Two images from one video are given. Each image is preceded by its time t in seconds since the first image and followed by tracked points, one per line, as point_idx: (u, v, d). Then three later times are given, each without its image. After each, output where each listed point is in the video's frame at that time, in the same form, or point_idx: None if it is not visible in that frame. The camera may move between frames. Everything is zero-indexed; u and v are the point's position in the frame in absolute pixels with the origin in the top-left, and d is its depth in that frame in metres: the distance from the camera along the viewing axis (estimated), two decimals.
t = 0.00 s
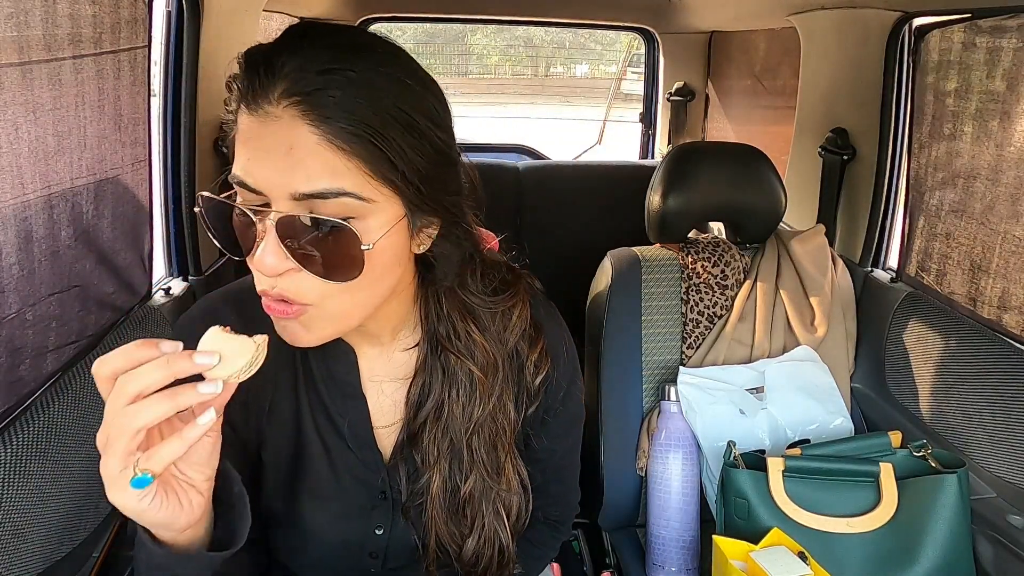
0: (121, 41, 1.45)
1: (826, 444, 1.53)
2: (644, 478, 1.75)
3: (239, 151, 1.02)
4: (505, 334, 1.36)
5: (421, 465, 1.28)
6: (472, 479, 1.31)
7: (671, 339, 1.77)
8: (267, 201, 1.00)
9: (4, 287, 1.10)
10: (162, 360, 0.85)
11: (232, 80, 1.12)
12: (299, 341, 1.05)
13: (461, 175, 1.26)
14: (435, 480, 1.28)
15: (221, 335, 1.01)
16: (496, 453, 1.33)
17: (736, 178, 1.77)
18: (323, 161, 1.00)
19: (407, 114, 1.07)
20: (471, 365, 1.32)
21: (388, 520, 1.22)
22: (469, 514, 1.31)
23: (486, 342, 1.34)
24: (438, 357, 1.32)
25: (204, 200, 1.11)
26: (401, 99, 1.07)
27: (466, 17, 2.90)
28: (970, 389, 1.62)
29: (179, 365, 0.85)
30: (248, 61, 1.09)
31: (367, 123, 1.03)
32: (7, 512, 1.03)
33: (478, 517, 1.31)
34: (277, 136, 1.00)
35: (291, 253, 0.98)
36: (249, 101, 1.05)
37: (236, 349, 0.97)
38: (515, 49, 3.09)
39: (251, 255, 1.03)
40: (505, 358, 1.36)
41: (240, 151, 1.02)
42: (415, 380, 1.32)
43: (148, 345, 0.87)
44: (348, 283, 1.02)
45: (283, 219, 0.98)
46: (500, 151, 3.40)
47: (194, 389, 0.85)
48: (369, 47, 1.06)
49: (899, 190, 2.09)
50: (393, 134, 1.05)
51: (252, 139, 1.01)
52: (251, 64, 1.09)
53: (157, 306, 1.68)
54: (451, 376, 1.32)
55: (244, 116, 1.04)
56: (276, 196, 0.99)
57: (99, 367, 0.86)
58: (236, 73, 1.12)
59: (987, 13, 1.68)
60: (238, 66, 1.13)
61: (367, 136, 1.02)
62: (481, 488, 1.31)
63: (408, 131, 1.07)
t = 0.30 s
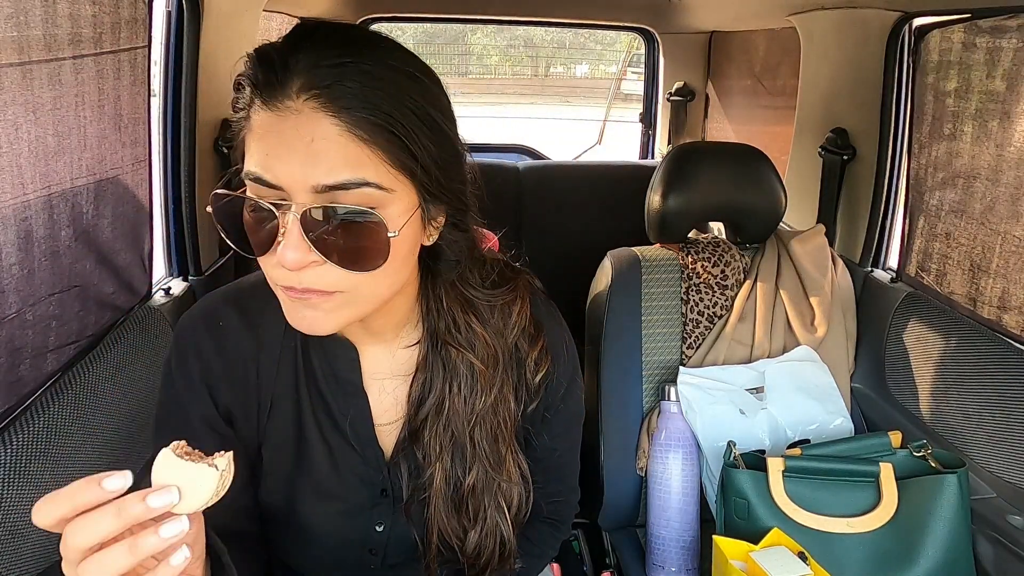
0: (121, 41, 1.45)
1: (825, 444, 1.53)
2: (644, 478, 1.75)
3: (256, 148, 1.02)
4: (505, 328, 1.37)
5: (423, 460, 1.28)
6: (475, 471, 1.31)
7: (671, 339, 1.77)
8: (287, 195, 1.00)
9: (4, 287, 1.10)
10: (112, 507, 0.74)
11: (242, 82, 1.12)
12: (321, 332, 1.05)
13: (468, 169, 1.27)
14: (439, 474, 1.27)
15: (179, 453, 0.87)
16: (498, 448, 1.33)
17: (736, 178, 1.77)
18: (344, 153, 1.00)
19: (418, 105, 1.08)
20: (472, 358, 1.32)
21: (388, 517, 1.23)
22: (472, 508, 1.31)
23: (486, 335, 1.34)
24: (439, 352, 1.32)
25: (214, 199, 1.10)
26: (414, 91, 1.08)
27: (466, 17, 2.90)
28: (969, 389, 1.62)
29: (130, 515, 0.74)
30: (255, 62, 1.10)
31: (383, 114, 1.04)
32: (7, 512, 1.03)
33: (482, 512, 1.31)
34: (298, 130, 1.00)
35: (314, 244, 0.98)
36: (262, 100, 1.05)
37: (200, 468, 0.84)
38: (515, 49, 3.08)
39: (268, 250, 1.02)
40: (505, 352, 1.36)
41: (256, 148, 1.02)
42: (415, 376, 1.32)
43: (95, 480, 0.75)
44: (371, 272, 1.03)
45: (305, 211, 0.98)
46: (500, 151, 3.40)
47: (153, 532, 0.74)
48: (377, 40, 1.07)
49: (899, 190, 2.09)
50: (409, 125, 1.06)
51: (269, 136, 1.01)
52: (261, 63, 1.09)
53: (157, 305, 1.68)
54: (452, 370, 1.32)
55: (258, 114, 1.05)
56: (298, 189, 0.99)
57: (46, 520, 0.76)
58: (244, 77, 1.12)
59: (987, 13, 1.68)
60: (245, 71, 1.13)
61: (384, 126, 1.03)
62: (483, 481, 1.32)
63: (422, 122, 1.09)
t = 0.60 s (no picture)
0: (121, 41, 1.45)
1: (825, 444, 1.53)
2: (644, 478, 1.75)
3: (263, 146, 1.02)
4: (506, 326, 1.36)
5: (424, 458, 1.27)
6: (476, 468, 1.31)
7: (671, 339, 1.77)
8: (293, 195, 1.00)
9: (4, 287, 1.10)
10: (115, 524, 0.74)
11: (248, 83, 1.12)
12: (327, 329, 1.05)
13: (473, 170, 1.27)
14: (440, 472, 1.27)
15: (184, 469, 0.86)
16: (499, 447, 1.33)
17: (736, 178, 1.77)
18: (353, 153, 1.00)
19: (423, 104, 1.08)
20: (473, 356, 1.32)
21: (389, 515, 1.23)
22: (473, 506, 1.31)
23: (488, 333, 1.34)
24: (440, 350, 1.32)
25: (219, 196, 1.10)
26: (420, 90, 1.08)
27: (466, 17, 2.91)
28: (970, 389, 1.62)
29: (134, 532, 0.74)
30: (261, 62, 1.10)
31: (390, 114, 1.03)
32: (7, 512, 1.03)
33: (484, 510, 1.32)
34: (307, 129, 1.00)
35: (322, 242, 0.98)
36: (269, 99, 1.05)
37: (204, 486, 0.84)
38: (515, 49, 3.08)
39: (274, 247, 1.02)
40: (506, 352, 1.36)
41: (263, 146, 1.02)
42: (417, 375, 1.32)
43: (99, 498, 0.76)
44: (377, 270, 1.03)
45: (313, 209, 0.98)
46: (500, 151, 3.40)
47: (157, 550, 0.75)
48: (381, 39, 1.07)
49: (899, 190, 2.09)
50: (416, 124, 1.06)
51: (277, 134, 1.01)
52: (267, 64, 1.09)
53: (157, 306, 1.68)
54: (453, 369, 1.31)
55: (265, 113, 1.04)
56: (304, 189, 0.99)
57: (52, 535, 0.76)
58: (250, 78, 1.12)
59: (987, 13, 1.68)
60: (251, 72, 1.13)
61: (391, 126, 1.03)
62: (484, 479, 1.32)
63: (428, 122, 1.09)
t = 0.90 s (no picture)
0: (121, 41, 1.45)
1: (826, 444, 1.53)
2: (644, 477, 1.75)
3: (304, 176, 0.99)
4: (503, 317, 1.35)
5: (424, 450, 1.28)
6: (474, 459, 1.30)
7: (671, 339, 1.77)
8: (343, 221, 0.99)
9: (4, 287, 1.10)
10: (132, 528, 0.74)
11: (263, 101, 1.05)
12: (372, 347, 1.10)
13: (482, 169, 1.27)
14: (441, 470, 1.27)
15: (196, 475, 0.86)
16: (497, 441, 1.32)
17: (737, 178, 1.77)
18: (401, 177, 0.99)
19: (456, 113, 1.07)
20: (472, 345, 1.31)
21: (389, 509, 1.23)
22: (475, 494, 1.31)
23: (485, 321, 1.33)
24: (438, 339, 1.31)
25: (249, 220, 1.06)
26: (451, 100, 1.06)
27: (467, 17, 2.91)
28: (970, 390, 1.62)
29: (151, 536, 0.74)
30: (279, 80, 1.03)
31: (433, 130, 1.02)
32: (7, 512, 1.03)
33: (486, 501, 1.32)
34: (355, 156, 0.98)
35: (381, 268, 1.00)
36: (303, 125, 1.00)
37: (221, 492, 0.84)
38: (515, 49, 3.08)
39: (325, 276, 1.01)
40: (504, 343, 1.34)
41: (306, 175, 0.99)
42: (416, 366, 1.32)
43: (117, 501, 0.76)
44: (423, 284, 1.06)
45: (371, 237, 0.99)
46: (500, 151, 3.40)
47: (173, 553, 0.75)
48: (408, 54, 1.03)
49: (899, 190, 2.08)
50: (455, 139, 1.05)
51: (318, 163, 0.99)
52: (288, 91, 1.02)
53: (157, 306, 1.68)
54: (451, 360, 1.31)
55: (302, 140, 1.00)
56: (358, 216, 0.98)
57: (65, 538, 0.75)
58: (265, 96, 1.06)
59: (987, 13, 1.68)
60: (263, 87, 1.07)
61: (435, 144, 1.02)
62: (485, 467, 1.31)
63: (462, 133, 1.08)
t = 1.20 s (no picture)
0: (121, 41, 1.45)
1: (826, 444, 1.53)
2: (644, 477, 1.75)
3: (402, 232, 1.03)
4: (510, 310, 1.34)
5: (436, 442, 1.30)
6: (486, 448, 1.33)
7: (671, 339, 1.77)
8: (435, 266, 1.05)
9: (4, 287, 1.10)
10: (257, 565, 0.95)
11: (330, 160, 1.03)
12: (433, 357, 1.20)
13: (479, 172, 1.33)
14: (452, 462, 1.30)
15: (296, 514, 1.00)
16: (505, 432, 1.34)
17: (736, 178, 1.77)
18: (483, 218, 1.09)
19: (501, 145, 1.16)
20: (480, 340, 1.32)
21: (396, 501, 1.26)
22: (484, 480, 1.33)
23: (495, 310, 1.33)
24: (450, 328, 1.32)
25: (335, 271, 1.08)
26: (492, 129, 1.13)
27: (467, 17, 2.92)
28: (969, 390, 1.62)
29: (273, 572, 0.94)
30: (353, 139, 1.01)
31: (499, 171, 1.11)
32: (7, 512, 1.03)
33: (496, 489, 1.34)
34: (451, 209, 1.04)
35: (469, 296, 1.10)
36: (395, 188, 1.02)
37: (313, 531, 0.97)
38: (515, 49, 3.07)
39: (420, 318, 1.07)
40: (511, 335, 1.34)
41: (405, 233, 1.03)
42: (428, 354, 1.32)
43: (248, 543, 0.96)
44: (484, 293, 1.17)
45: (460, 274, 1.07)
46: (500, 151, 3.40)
47: None
48: (461, 97, 1.08)
49: (900, 190, 2.08)
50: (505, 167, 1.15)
51: (415, 218, 1.03)
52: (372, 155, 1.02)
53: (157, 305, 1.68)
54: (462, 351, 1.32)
55: (398, 202, 1.02)
56: (449, 259, 1.06)
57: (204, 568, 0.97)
58: (330, 153, 1.03)
59: (987, 13, 1.68)
60: (319, 140, 1.04)
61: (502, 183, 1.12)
62: (495, 453, 1.34)
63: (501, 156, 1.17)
